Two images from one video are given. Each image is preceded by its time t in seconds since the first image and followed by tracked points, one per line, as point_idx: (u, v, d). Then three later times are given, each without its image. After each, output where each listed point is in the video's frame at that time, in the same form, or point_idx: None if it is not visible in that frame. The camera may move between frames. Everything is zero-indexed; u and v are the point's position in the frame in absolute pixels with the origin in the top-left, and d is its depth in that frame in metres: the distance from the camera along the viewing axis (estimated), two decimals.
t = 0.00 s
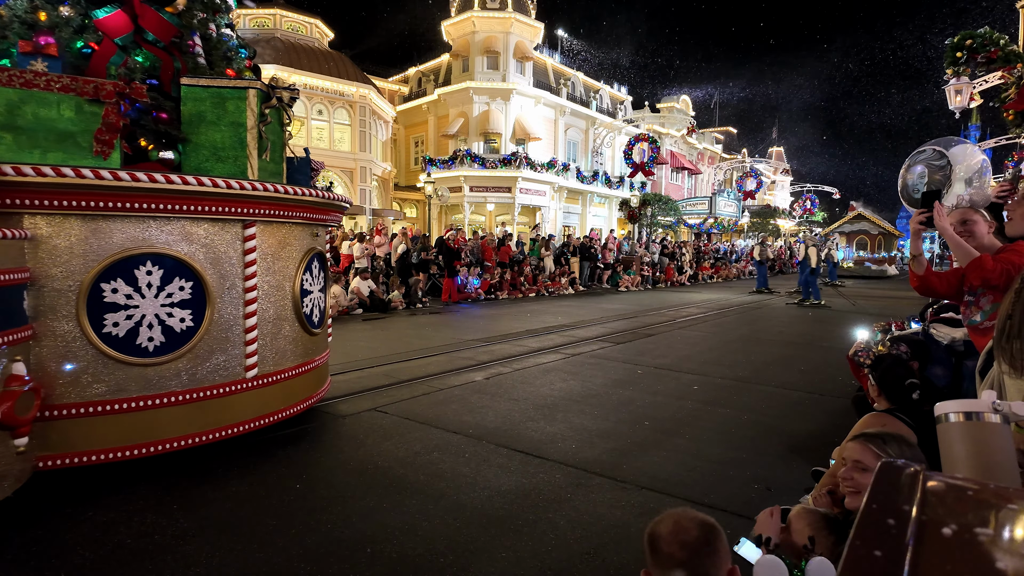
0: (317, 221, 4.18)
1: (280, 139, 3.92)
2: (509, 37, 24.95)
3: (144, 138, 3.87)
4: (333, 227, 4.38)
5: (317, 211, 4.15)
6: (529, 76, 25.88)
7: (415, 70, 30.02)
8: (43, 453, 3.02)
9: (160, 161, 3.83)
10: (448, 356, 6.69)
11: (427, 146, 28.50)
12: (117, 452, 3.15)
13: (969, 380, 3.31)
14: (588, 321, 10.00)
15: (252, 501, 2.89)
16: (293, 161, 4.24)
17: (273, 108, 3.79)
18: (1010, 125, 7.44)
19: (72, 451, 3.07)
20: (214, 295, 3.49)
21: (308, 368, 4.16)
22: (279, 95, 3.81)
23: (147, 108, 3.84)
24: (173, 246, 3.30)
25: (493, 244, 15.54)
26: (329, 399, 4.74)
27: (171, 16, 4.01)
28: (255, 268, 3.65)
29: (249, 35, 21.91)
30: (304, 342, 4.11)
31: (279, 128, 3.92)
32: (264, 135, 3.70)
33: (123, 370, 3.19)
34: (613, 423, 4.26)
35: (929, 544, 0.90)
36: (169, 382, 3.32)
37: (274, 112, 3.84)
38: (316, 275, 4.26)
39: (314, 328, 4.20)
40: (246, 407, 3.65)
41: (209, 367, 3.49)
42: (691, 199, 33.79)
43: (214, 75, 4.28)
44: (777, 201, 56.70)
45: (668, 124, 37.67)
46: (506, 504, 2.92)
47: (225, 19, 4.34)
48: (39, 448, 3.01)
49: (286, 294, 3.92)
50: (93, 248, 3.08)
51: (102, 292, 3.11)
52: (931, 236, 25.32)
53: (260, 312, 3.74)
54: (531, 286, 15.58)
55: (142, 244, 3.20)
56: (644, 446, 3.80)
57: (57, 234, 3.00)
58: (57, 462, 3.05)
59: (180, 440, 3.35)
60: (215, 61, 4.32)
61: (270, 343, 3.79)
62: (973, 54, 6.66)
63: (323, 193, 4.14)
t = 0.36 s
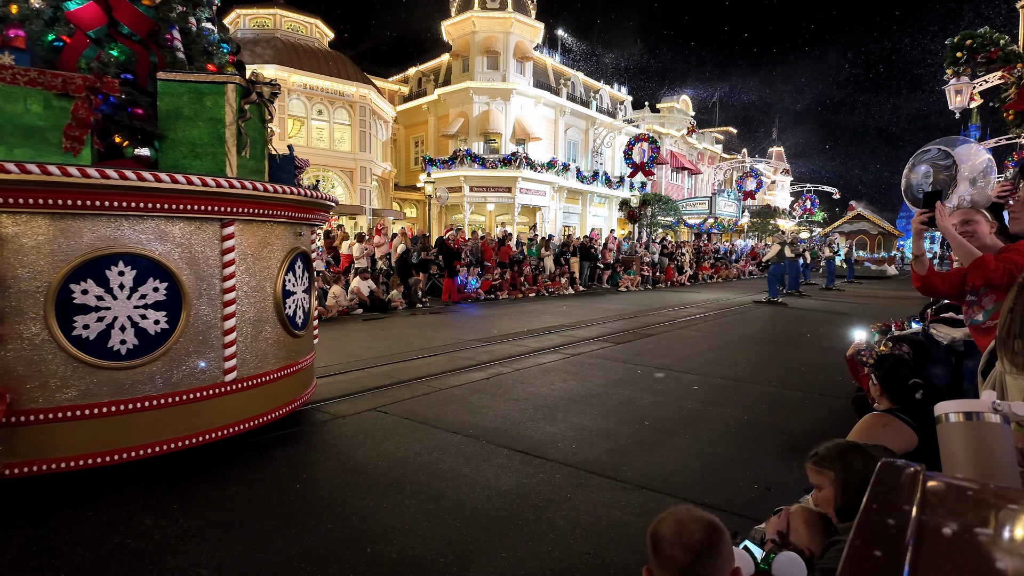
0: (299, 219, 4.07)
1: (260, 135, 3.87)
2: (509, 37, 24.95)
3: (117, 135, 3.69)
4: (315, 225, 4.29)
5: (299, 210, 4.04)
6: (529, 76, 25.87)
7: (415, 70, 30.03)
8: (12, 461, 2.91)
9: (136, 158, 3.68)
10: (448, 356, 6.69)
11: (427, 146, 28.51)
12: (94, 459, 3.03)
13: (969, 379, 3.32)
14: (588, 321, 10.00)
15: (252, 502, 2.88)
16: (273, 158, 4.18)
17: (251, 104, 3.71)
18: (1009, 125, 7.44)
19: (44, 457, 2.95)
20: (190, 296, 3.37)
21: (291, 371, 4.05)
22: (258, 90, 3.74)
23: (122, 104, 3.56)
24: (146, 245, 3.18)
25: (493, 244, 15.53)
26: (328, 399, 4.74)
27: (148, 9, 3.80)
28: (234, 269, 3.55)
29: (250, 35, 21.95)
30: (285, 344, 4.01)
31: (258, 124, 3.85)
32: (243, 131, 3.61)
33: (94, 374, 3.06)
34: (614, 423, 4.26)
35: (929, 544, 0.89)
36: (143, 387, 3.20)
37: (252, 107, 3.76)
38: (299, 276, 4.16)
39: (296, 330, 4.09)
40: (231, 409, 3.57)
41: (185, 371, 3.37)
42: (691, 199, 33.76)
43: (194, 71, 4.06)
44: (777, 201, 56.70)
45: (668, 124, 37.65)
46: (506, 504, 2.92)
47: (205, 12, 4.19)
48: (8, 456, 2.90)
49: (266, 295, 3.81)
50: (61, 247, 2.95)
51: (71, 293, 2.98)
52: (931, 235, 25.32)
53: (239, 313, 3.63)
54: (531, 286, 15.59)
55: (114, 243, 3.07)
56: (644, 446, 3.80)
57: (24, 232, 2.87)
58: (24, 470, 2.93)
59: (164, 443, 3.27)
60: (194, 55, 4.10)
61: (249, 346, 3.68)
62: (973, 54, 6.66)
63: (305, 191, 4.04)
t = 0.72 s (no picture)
0: (281, 218, 4.01)
1: (239, 132, 3.75)
2: (509, 37, 24.94)
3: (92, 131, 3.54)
4: (298, 224, 4.22)
5: (281, 210, 3.99)
6: (529, 76, 25.86)
7: (415, 70, 30.03)
8: (6, 465, 2.88)
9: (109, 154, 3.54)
10: (448, 356, 6.68)
11: (427, 146, 28.49)
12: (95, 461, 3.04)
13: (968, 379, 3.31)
14: (588, 321, 9.98)
15: (253, 502, 2.89)
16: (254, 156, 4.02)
17: (230, 100, 3.61)
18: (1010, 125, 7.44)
19: (35, 462, 2.92)
20: (163, 298, 3.29)
21: (272, 375, 3.98)
22: (235, 86, 3.67)
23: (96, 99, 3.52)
24: (117, 245, 3.11)
25: (493, 243, 15.52)
26: (328, 399, 4.74)
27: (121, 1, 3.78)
28: (210, 270, 3.47)
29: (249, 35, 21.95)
30: (266, 347, 3.94)
31: (238, 120, 3.75)
32: (220, 127, 3.50)
33: (59, 379, 2.98)
34: (613, 423, 4.26)
35: (931, 545, 0.89)
36: (114, 392, 3.13)
37: (232, 102, 3.65)
38: (281, 276, 4.10)
39: (278, 332, 4.03)
40: (223, 409, 3.59)
41: (158, 375, 3.30)
42: (691, 199, 33.73)
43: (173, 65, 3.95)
44: (777, 201, 56.67)
45: (669, 124, 37.65)
46: (506, 504, 2.92)
47: (183, 5, 4.08)
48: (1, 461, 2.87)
49: (245, 297, 3.75)
50: (26, 248, 2.87)
51: (37, 295, 2.91)
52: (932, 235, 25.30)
53: (215, 316, 3.56)
54: (530, 286, 15.58)
55: (82, 243, 3.00)
56: (644, 446, 3.80)
57: None
58: None
59: (165, 443, 3.30)
60: (172, 49, 3.97)
61: (226, 350, 3.62)
62: (973, 54, 6.66)
63: (289, 190, 4.00)
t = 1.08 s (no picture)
0: (262, 217, 3.88)
1: (219, 128, 3.65)
2: (509, 37, 24.94)
3: (61, 127, 3.29)
4: (281, 224, 4.11)
5: (264, 209, 3.88)
6: (529, 76, 25.86)
7: (415, 70, 30.03)
8: (4, 469, 2.80)
9: (81, 150, 3.29)
10: (448, 355, 6.68)
11: (427, 146, 28.50)
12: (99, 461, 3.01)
13: (969, 380, 3.31)
14: (588, 321, 9.99)
15: (252, 502, 2.89)
16: (235, 152, 3.97)
17: (207, 94, 3.51)
18: (1009, 125, 7.44)
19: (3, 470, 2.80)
20: (136, 299, 3.15)
21: (254, 378, 3.86)
22: (214, 80, 3.54)
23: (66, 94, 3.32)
24: (86, 245, 2.97)
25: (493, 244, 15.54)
26: (328, 399, 4.74)
27: None
28: (186, 270, 3.33)
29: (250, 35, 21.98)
30: (247, 350, 3.81)
31: (218, 115, 3.64)
32: (196, 123, 3.42)
33: (26, 383, 2.84)
34: (614, 423, 4.26)
35: (930, 544, 0.89)
36: (83, 397, 2.99)
37: (209, 98, 3.57)
38: (263, 276, 3.98)
39: (259, 334, 3.91)
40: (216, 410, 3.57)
41: (130, 379, 3.16)
42: (691, 200, 33.71)
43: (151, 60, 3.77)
44: (777, 201, 56.66)
45: (669, 124, 37.67)
46: (506, 503, 2.92)
47: None
48: None
49: (225, 298, 3.62)
50: None
51: None
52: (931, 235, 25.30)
53: (192, 318, 3.43)
54: (530, 287, 15.59)
55: (49, 242, 2.86)
56: (644, 446, 3.80)
57: None
58: None
59: (166, 442, 3.30)
60: (149, 44, 3.80)
61: (203, 353, 3.49)
62: (973, 55, 6.66)
63: (272, 188, 3.88)
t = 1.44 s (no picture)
0: (241, 216, 3.84)
1: (196, 124, 3.60)
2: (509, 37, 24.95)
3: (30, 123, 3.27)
4: (262, 223, 4.07)
5: (243, 207, 3.84)
6: (529, 76, 25.85)
7: (415, 70, 30.02)
8: None
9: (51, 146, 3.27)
10: (448, 355, 6.68)
11: (427, 146, 28.50)
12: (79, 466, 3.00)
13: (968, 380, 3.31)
14: (588, 321, 9.98)
15: (252, 503, 2.88)
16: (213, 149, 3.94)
17: (183, 89, 3.48)
18: (1010, 125, 7.43)
19: None
20: (106, 301, 3.10)
21: (233, 381, 3.82)
22: (188, 74, 3.50)
23: (33, 87, 3.29)
24: (53, 244, 2.92)
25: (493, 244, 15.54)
26: (329, 400, 4.74)
27: None
28: (159, 271, 3.28)
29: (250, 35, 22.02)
30: (225, 352, 3.76)
31: (194, 111, 3.59)
32: (170, 119, 3.38)
33: None
34: (613, 423, 4.26)
35: (930, 545, 0.89)
36: (51, 402, 2.94)
37: (185, 92, 3.53)
38: (243, 277, 3.93)
39: (238, 337, 3.86)
40: (199, 413, 3.57)
41: (101, 383, 3.11)
42: (691, 199, 33.70)
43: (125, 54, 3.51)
44: (777, 201, 56.63)
45: (669, 124, 37.67)
46: (506, 503, 2.92)
47: None
48: None
49: (201, 300, 3.57)
50: None
51: None
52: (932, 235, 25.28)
53: (166, 321, 3.37)
54: (530, 287, 15.57)
55: (14, 242, 2.80)
56: (644, 446, 3.80)
57: None
58: None
59: (147, 446, 3.30)
60: (124, 38, 3.54)
61: (178, 356, 3.43)
62: (973, 54, 6.66)
63: (253, 186, 3.85)
